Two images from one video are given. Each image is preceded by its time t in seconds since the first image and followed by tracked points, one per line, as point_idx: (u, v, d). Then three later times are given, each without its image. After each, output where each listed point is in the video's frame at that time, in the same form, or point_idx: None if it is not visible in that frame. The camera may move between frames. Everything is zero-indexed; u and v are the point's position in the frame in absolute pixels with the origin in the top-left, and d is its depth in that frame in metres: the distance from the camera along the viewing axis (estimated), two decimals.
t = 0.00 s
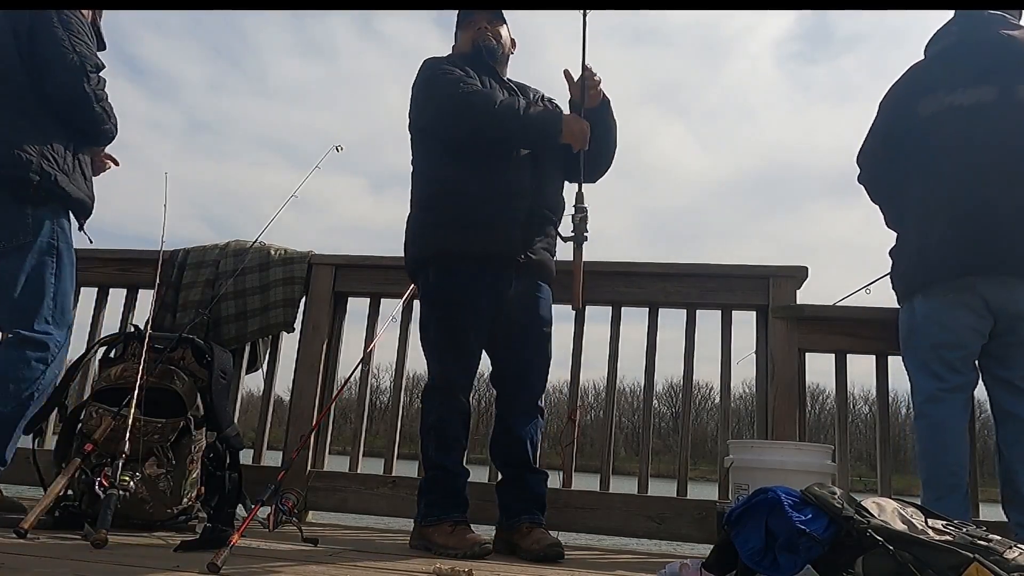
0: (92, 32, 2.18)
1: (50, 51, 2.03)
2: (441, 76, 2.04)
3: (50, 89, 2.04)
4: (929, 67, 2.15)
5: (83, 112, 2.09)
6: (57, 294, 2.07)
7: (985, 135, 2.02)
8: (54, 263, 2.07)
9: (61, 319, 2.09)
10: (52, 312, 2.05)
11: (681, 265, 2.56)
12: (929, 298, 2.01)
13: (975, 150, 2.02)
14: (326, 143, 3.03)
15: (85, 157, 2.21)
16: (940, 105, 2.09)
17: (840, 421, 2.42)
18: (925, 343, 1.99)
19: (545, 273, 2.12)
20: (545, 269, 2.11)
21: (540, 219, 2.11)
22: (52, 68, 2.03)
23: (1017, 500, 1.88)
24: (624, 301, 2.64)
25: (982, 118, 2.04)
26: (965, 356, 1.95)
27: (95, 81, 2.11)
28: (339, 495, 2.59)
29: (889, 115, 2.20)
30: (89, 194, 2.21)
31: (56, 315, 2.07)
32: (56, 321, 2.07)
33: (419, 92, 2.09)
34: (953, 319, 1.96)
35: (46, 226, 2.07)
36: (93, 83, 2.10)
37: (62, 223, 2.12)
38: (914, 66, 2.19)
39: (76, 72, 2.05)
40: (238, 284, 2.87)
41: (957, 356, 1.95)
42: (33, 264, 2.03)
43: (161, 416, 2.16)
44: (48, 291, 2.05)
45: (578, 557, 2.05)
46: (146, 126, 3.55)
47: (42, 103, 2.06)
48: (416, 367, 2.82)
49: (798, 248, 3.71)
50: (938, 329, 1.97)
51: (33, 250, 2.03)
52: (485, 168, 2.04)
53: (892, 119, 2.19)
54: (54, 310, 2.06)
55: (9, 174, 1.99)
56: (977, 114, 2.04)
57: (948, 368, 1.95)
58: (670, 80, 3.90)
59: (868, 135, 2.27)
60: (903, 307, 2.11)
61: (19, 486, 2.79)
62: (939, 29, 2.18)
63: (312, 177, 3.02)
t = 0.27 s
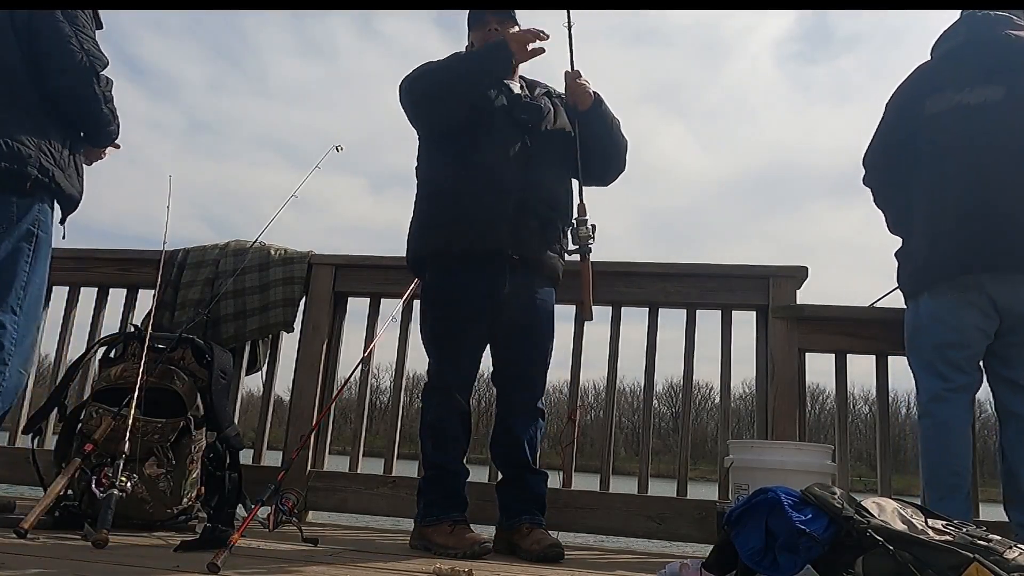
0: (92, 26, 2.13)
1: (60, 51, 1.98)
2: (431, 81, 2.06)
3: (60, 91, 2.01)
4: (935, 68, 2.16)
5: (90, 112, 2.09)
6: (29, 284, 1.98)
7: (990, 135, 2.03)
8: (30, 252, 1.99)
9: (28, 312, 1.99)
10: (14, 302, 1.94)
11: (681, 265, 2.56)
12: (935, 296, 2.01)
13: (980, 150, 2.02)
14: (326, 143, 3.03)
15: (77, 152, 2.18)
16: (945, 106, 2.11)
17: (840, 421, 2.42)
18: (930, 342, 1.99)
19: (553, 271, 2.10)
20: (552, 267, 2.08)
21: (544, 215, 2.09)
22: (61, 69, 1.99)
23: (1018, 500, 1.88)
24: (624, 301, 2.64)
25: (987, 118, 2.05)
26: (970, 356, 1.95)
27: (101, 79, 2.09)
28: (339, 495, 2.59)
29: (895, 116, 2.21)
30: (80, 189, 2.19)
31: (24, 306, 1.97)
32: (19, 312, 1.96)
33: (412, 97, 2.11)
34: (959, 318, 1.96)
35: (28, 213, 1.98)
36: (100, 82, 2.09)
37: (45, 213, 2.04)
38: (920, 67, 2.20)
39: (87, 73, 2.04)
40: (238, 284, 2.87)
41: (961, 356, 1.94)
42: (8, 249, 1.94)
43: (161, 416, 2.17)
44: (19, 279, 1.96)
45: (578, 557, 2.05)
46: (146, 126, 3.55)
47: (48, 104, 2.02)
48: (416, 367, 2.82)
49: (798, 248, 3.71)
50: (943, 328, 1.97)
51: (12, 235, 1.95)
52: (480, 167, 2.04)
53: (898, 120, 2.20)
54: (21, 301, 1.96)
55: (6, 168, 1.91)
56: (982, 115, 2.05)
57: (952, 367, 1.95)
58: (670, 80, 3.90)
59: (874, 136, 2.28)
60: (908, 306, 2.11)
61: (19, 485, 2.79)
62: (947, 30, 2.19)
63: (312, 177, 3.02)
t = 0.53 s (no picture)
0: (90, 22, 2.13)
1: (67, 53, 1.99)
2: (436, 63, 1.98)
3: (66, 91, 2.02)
4: (941, 68, 2.16)
5: (94, 112, 2.11)
6: (24, 281, 1.99)
7: (994, 136, 2.03)
8: (25, 249, 1.99)
9: (23, 309, 1.99)
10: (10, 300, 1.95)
11: (681, 265, 2.56)
12: (937, 295, 2.01)
13: (984, 150, 2.02)
14: (326, 143, 3.03)
15: (72, 148, 2.18)
16: (949, 106, 2.11)
17: (840, 421, 2.42)
18: (933, 341, 1.99)
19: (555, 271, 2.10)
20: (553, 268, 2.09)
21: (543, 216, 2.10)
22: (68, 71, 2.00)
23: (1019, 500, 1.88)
24: (624, 301, 2.64)
25: (991, 119, 2.05)
26: (972, 356, 1.94)
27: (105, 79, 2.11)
28: (339, 495, 2.59)
29: (899, 116, 2.21)
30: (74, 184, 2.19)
31: (19, 303, 1.98)
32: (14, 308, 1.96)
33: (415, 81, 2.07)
34: (961, 318, 1.96)
35: (24, 209, 1.98)
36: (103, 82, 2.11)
37: (40, 210, 2.04)
38: (926, 67, 2.21)
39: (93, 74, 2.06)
40: (238, 284, 2.87)
41: (964, 355, 1.94)
42: (4, 246, 1.94)
43: (161, 416, 2.16)
44: (14, 276, 1.96)
45: (578, 557, 2.05)
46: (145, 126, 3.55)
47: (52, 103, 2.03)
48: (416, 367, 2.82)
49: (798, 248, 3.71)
50: (945, 327, 1.97)
51: (7, 233, 1.94)
52: (481, 164, 2.04)
53: (902, 120, 2.20)
54: (16, 297, 1.97)
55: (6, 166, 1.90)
56: (986, 115, 2.05)
57: (955, 367, 1.94)
58: (670, 80, 3.90)
59: (878, 136, 2.28)
60: (911, 305, 2.11)
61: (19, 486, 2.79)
62: (953, 30, 2.19)
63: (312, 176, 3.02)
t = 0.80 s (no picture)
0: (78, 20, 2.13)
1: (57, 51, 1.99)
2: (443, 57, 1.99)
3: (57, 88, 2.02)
4: (946, 68, 2.16)
5: (86, 110, 2.11)
6: (17, 280, 1.99)
7: (998, 137, 2.03)
8: (19, 248, 1.99)
9: (18, 308, 2.00)
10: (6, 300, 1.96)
11: (681, 265, 2.56)
12: (940, 294, 2.01)
13: (988, 151, 2.03)
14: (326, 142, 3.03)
15: (65, 148, 2.18)
16: (954, 106, 2.11)
17: (840, 421, 2.42)
18: (935, 341, 1.98)
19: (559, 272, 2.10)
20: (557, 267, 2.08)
21: (550, 214, 2.09)
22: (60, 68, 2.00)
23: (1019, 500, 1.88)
24: (624, 301, 2.64)
25: (995, 120, 2.05)
26: (974, 356, 1.94)
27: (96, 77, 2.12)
28: (339, 495, 2.59)
29: (903, 115, 2.21)
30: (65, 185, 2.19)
31: (13, 303, 1.98)
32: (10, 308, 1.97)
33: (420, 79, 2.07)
34: (964, 317, 1.95)
35: (17, 207, 1.99)
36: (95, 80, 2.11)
37: (32, 208, 2.04)
38: (931, 68, 2.21)
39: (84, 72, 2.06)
40: (238, 284, 2.87)
41: (966, 355, 1.94)
42: None
43: (161, 416, 2.16)
44: (8, 275, 1.97)
45: (578, 557, 2.05)
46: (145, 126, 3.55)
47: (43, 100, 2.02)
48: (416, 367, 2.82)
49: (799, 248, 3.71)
50: (948, 326, 1.97)
51: (0, 233, 1.94)
52: (487, 165, 2.04)
53: (905, 119, 2.20)
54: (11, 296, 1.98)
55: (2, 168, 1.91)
56: (991, 116, 2.05)
57: (957, 366, 1.94)
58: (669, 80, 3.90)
59: (882, 135, 2.28)
60: (913, 304, 2.10)
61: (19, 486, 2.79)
62: (959, 31, 2.19)
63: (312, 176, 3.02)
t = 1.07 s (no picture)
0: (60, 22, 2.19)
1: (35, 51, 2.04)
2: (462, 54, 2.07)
3: (37, 90, 2.08)
4: (950, 68, 2.16)
5: (67, 111, 2.17)
6: (29, 281, 2.08)
7: (1001, 137, 2.03)
8: (24, 252, 2.08)
9: (34, 309, 2.09)
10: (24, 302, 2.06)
11: (681, 265, 2.56)
12: (941, 293, 2.00)
13: (990, 151, 2.03)
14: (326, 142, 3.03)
15: (53, 149, 2.26)
16: (956, 105, 2.11)
17: (840, 421, 2.42)
18: (936, 340, 1.98)
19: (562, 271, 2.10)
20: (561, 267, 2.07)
21: (555, 214, 2.09)
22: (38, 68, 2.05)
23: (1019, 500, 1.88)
24: (624, 301, 2.64)
25: (998, 121, 2.05)
26: (975, 355, 1.94)
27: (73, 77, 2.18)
28: (340, 494, 2.59)
29: (905, 115, 2.21)
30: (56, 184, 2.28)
31: (28, 304, 2.07)
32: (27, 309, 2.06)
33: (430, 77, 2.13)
34: (966, 317, 1.95)
35: (14, 209, 2.08)
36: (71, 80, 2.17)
37: (27, 209, 2.12)
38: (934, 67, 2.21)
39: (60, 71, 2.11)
40: (238, 284, 2.87)
41: (967, 355, 1.94)
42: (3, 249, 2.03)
43: (161, 416, 2.16)
44: (18, 278, 2.05)
45: (578, 557, 2.05)
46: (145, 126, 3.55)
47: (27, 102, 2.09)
48: (416, 367, 2.82)
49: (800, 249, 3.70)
50: (949, 325, 1.96)
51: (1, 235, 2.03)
52: (490, 166, 2.03)
53: (907, 119, 2.20)
54: (25, 298, 2.06)
55: None
56: (994, 117, 2.05)
57: (958, 366, 1.94)
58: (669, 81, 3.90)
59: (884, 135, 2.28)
60: (914, 304, 2.10)
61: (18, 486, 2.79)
62: (962, 31, 2.19)
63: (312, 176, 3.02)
